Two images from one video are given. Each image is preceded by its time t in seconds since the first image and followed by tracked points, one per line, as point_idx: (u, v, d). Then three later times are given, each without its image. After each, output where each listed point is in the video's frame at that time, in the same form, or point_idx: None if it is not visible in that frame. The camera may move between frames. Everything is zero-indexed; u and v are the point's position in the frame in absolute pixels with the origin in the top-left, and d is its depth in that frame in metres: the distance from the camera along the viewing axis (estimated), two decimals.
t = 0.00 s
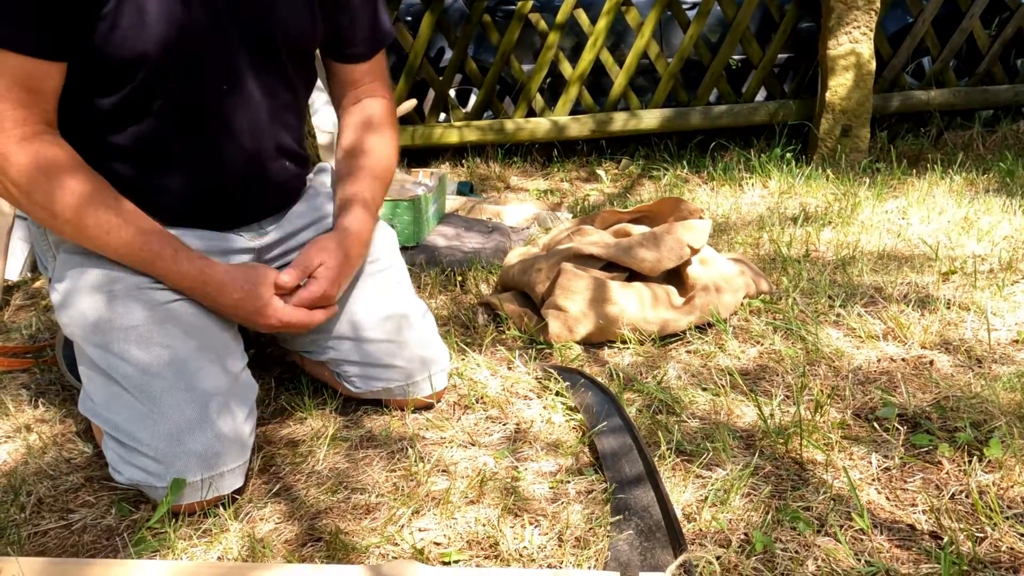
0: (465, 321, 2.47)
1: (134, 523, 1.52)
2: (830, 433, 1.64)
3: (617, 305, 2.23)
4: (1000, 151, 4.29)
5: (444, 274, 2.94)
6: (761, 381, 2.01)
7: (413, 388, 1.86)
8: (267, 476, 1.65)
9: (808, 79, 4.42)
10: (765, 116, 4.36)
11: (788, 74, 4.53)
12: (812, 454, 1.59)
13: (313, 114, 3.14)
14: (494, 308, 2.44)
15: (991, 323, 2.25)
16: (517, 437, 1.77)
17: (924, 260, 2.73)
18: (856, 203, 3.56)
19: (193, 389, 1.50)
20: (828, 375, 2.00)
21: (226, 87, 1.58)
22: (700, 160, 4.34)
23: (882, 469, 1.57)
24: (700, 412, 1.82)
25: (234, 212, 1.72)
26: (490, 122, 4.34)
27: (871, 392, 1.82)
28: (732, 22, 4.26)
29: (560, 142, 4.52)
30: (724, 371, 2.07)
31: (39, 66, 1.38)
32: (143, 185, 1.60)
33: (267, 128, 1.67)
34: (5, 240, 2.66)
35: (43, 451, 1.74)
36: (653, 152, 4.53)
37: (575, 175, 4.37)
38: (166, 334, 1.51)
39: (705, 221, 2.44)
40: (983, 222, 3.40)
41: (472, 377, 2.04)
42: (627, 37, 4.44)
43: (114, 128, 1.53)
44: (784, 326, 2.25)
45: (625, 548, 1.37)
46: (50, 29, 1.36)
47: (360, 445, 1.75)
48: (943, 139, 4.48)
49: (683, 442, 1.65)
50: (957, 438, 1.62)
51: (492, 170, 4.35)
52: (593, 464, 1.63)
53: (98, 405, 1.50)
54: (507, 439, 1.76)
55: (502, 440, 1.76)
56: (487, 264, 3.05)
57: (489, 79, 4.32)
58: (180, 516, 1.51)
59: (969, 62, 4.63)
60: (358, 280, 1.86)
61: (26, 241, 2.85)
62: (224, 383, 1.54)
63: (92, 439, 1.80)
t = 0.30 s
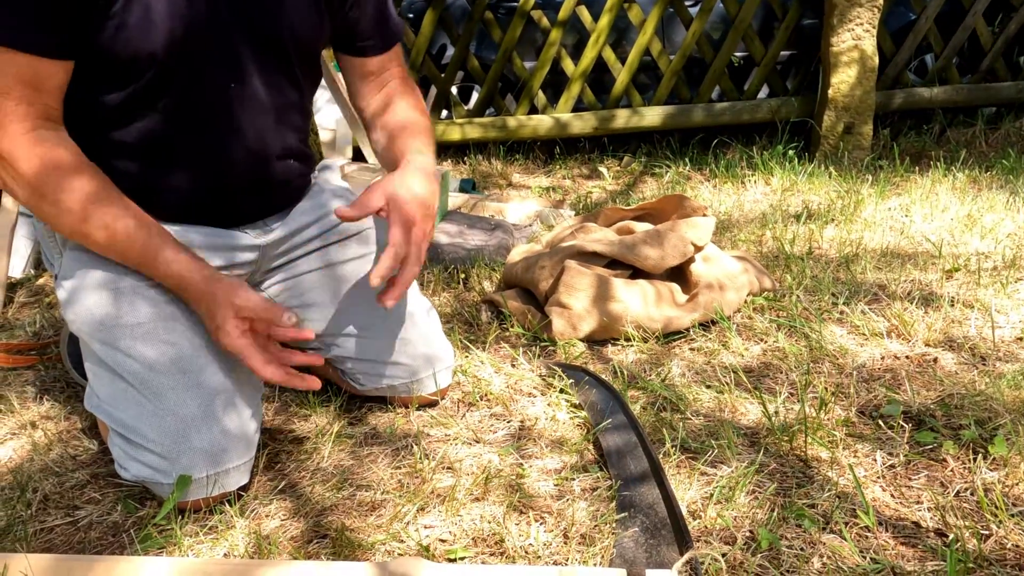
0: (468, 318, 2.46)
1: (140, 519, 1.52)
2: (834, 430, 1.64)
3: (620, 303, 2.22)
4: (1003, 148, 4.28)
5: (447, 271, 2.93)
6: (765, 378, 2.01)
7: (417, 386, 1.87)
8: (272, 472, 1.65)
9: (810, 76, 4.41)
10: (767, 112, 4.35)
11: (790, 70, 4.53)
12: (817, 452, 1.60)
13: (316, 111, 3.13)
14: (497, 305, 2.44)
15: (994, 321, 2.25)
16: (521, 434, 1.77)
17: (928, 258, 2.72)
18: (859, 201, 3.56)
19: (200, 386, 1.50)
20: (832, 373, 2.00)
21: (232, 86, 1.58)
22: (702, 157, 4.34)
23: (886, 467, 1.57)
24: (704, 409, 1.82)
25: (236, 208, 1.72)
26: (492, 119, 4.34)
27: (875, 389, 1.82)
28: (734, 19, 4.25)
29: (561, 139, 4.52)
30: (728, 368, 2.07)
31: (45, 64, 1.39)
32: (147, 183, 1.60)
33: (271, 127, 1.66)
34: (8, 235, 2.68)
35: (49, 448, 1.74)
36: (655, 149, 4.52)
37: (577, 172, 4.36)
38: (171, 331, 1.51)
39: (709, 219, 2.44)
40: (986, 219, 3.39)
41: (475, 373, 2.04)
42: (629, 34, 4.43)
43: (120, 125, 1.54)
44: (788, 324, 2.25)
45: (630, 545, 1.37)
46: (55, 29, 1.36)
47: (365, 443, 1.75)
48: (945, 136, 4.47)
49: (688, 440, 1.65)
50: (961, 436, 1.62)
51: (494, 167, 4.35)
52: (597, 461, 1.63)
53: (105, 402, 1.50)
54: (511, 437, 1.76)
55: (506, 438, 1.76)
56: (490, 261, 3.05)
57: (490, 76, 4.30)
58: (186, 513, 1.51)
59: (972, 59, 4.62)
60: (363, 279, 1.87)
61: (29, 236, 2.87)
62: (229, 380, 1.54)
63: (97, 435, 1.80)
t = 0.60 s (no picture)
0: (476, 319, 2.46)
1: (150, 522, 1.52)
2: (845, 434, 1.64)
3: (629, 305, 2.22)
4: (1012, 149, 4.26)
5: (454, 272, 2.93)
6: (775, 381, 2.00)
7: (426, 388, 1.86)
8: (282, 475, 1.65)
9: (817, 76, 4.39)
10: (774, 113, 4.34)
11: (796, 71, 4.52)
12: (829, 455, 1.59)
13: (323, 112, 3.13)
14: (506, 306, 2.44)
15: (1005, 323, 2.24)
16: (531, 436, 1.76)
17: (937, 259, 2.72)
18: (866, 202, 3.54)
19: (210, 387, 1.50)
20: (842, 376, 2.00)
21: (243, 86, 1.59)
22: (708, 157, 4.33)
23: (899, 471, 1.56)
24: (714, 412, 1.82)
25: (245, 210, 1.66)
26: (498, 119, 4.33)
27: (886, 392, 1.81)
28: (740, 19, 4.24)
29: (567, 139, 4.51)
30: (738, 371, 2.06)
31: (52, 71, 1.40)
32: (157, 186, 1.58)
33: (281, 126, 1.66)
34: (15, 236, 2.72)
35: (59, 450, 1.75)
36: (661, 149, 4.52)
37: (583, 172, 4.36)
38: (182, 332, 1.52)
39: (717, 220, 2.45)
40: (995, 221, 3.38)
41: (484, 375, 2.04)
42: (635, 34, 4.43)
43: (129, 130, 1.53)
44: (797, 325, 2.24)
45: (642, 549, 1.36)
46: (48, 31, 1.34)
47: (374, 445, 1.75)
48: (953, 136, 4.46)
49: (699, 443, 1.64)
50: (973, 440, 1.62)
51: (500, 167, 4.34)
52: (607, 464, 1.63)
53: (115, 404, 1.50)
54: (521, 439, 1.76)
55: (516, 440, 1.76)
56: (497, 262, 3.04)
57: (496, 76, 4.30)
58: (196, 515, 1.51)
59: (980, 59, 4.60)
60: (372, 279, 1.86)
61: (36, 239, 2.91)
62: (239, 380, 1.54)
63: (106, 437, 1.81)
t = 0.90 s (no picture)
0: (491, 327, 2.46)
1: (174, 533, 1.53)
2: (865, 447, 1.64)
3: (645, 315, 2.22)
4: None
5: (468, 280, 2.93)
6: (792, 392, 2.01)
7: (444, 398, 1.87)
8: (302, 485, 1.66)
9: (827, 81, 4.39)
10: (784, 118, 4.33)
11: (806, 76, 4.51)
12: (849, 469, 1.59)
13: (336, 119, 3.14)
14: (521, 315, 2.44)
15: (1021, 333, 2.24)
16: (549, 447, 1.77)
17: (952, 268, 2.71)
18: (879, 208, 3.53)
19: (232, 401, 1.51)
20: (859, 388, 2.00)
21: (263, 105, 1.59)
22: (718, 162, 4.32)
23: (920, 485, 1.56)
24: (732, 423, 1.82)
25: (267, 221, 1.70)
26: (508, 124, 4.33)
27: (905, 403, 1.81)
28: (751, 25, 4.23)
29: (577, 144, 4.51)
30: (755, 382, 2.06)
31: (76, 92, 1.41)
32: (178, 198, 1.61)
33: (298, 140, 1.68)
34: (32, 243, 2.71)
35: (81, 459, 1.76)
36: (671, 154, 4.51)
37: (593, 177, 4.35)
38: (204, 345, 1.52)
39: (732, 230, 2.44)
40: (1010, 228, 3.37)
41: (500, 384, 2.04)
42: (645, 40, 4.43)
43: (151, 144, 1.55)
44: (813, 335, 2.24)
45: (664, 564, 1.38)
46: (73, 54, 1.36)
47: (394, 455, 1.76)
48: (964, 141, 4.44)
49: (719, 456, 1.65)
50: (994, 454, 1.62)
51: (510, 172, 4.35)
52: (626, 476, 1.63)
53: (139, 416, 1.51)
54: (540, 450, 1.77)
55: (535, 451, 1.76)
56: (510, 269, 3.05)
57: (506, 81, 4.30)
58: (220, 527, 1.52)
59: (991, 63, 4.59)
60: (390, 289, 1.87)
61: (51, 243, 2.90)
62: (260, 393, 1.54)
63: (127, 446, 1.82)
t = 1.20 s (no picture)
0: (517, 358, 2.48)
1: None
2: (899, 490, 1.66)
3: (672, 348, 2.25)
4: None
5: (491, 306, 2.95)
6: (821, 428, 2.03)
7: (477, 437, 1.88)
8: (341, 526, 1.68)
9: (841, 98, 4.39)
10: (798, 134, 4.33)
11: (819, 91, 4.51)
12: (882, 512, 1.62)
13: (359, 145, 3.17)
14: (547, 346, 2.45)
15: None
16: (583, 486, 1.78)
17: (974, 295, 2.71)
18: (898, 229, 3.53)
19: (276, 447, 1.54)
20: (887, 424, 2.01)
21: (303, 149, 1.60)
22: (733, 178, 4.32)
23: (954, 529, 1.59)
24: (763, 461, 1.83)
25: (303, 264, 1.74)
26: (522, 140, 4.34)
27: (934, 441, 1.83)
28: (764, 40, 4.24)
29: (591, 160, 4.52)
30: (784, 417, 2.07)
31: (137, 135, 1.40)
32: (218, 242, 1.64)
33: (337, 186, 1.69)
34: (62, 269, 2.74)
35: (121, 497, 1.79)
36: (685, 169, 4.51)
37: (606, 193, 4.35)
38: (248, 391, 1.55)
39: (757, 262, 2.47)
40: None
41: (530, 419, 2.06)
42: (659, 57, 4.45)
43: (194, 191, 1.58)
44: (839, 368, 2.25)
45: None
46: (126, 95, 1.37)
47: (429, 494, 1.78)
48: (979, 156, 4.44)
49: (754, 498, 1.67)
50: None
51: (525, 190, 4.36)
52: (662, 518, 1.66)
53: (185, 460, 1.54)
54: (574, 489, 1.78)
55: (569, 490, 1.78)
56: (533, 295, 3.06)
57: (520, 96, 4.31)
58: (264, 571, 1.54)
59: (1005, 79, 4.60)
60: (424, 328, 1.90)
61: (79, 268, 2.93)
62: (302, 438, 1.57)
63: (166, 483, 1.85)
